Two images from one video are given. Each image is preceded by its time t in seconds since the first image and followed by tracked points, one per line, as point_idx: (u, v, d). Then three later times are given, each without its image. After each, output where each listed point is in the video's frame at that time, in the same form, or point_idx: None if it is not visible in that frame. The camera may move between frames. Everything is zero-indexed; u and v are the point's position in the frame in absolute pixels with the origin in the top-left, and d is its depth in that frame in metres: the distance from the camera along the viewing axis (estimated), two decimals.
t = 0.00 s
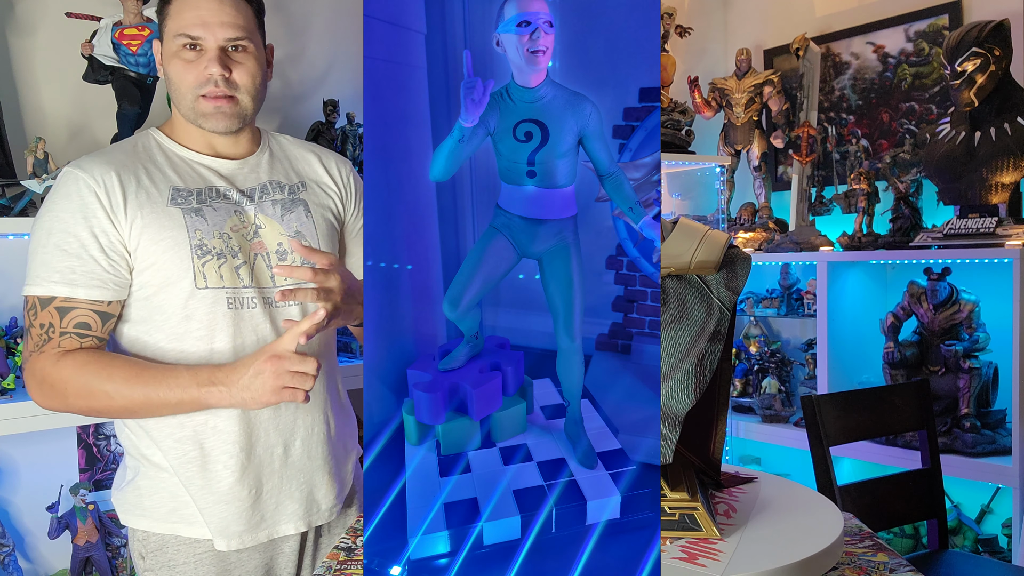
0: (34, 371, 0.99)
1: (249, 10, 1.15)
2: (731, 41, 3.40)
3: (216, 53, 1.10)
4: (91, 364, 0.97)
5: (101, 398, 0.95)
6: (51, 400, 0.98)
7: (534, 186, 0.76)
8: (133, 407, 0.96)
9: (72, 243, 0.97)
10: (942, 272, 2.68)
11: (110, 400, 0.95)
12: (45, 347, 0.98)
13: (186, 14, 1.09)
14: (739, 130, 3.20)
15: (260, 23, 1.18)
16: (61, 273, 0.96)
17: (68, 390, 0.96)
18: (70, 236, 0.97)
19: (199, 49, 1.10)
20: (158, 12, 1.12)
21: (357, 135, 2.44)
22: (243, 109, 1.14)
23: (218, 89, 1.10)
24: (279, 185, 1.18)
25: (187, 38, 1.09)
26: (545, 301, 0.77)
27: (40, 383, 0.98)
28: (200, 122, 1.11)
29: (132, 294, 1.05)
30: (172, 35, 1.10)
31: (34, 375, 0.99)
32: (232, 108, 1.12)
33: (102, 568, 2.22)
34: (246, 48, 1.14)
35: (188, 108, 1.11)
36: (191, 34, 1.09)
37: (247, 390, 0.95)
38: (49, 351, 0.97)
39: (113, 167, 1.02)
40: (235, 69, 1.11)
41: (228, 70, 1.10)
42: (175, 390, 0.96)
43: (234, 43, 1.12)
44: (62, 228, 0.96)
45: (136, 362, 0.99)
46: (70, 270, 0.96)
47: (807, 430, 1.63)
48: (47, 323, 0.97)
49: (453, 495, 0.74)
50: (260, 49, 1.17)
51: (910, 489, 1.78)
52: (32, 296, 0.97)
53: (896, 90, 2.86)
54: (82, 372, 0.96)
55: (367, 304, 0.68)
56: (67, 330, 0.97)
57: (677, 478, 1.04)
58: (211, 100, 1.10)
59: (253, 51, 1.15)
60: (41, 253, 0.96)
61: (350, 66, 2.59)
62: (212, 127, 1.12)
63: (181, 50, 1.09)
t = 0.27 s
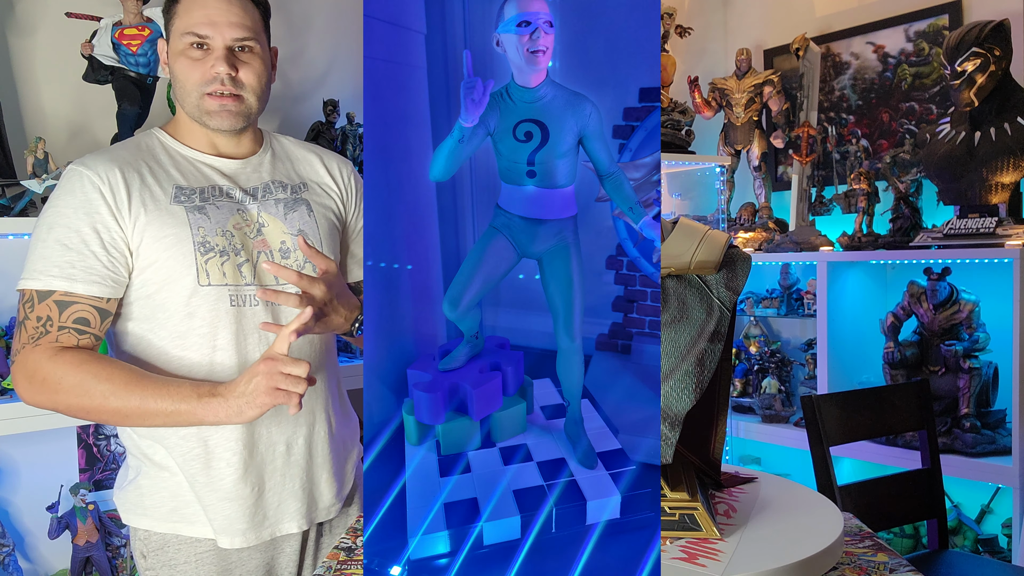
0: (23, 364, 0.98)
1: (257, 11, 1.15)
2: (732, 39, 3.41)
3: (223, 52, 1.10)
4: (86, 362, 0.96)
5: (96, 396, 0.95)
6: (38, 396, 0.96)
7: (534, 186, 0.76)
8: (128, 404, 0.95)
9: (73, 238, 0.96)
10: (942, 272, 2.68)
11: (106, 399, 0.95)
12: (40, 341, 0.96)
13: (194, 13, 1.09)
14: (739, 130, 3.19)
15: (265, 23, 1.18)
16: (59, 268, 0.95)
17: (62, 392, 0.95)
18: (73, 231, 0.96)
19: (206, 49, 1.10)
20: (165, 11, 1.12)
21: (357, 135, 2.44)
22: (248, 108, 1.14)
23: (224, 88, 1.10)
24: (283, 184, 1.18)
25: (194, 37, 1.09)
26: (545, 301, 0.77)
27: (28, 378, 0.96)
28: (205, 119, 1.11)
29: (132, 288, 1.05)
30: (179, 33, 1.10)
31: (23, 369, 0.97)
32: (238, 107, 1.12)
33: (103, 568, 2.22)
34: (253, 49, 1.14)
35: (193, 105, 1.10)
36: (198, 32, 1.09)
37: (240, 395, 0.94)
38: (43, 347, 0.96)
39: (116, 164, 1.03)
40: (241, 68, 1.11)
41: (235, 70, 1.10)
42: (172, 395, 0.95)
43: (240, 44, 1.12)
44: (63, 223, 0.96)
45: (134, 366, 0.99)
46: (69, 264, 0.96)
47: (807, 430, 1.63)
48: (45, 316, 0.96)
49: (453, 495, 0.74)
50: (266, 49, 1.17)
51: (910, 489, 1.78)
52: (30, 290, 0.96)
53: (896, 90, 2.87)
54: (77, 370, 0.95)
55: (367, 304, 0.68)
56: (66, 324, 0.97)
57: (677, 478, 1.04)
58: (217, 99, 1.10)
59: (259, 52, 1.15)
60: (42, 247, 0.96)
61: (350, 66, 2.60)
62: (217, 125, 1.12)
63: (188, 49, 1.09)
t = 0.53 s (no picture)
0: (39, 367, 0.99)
1: (263, 13, 1.16)
2: (732, 38, 3.42)
3: (232, 54, 1.10)
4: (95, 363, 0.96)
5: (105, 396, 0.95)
6: (53, 396, 0.97)
7: (534, 186, 0.76)
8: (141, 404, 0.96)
9: (79, 240, 0.97)
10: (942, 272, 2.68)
11: (114, 397, 0.95)
12: (50, 344, 0.97)
13: (203, 13, 1.09)
14: (739, 130, 3.19)
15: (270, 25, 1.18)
16: (67, 270, 0.96)
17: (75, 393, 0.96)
18: (78, 233, 0.97)
19: (215, 50, 1.10)
20: (171, 11, 1.11)
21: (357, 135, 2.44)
22: (255, 109, 1.14)
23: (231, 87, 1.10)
24: (285, 184, 1.18)
25: (203, 37, 1.09)
26: (545, 301, 0.77)
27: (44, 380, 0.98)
28: (213, 119, 1.11)
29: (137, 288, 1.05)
30: (188, 34, 1.10)
31: (39, 371, 0.99)
32: (245, 107, 1.12)
33: (103, 568, 2.22)
34: (260, 51, 1.14)
35: (201, 106, 1.10)
36: (207, 32, 1.09)
37: (249, 392, 0.95)
38: (54, 349, 0.97)
39: (120, 165, 1.03)
40: (250, 70, 1.11)
41: (244, 71, 1.11)
42: (176, 389, 0.95)
43: (249, 46, 1.12)
44: (68, 225, 0.96)
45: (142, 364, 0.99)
46: (76, 266, 0.96)
47: (807, 430, 1.63)
48: (53, 320, 0.97)
49: (453, 495, 0.74)
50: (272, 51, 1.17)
51: (911, 489, 1.78)
52: (38, 293, 0.96)
53: (896, 90, 2.87)
54: (87, 370, 0.96)
55: (367, 304, 0.68)
56: (74, 326, 0.97)
57: (677, 478, 1.04)
58: (225, 99, 1.10)
59: (266, 54, 1.15)
60: (47, 250, 0.96)
61: (350, 66, 2.59)
62: (224, 125, 1.12)
63: (196, 50, 1.09)
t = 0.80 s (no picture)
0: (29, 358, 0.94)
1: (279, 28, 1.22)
2: (733, 38, 3.43)
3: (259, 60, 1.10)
4: (84, 341, 0.91)
5: (91, 372, 0.90)
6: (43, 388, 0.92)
7: (534, 186, 0.77)
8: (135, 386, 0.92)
9: (84, 235, 0.93)
10: (942, 272, 2.68)
11: (107, 383, 0.91)
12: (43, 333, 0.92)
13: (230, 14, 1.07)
14: (739, 130, 3.18)
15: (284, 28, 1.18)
16: (71, 265, 0.92)
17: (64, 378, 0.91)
18: (84, 227, 0.93)
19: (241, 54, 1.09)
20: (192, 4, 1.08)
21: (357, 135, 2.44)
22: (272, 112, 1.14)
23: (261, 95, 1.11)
24: (284, 187, 1.18)
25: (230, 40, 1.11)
26: (545, 301, 0.77)
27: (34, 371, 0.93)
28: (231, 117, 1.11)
29: (140, 285, 1.02)
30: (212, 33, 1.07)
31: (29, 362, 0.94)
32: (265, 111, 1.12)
33: (103, 568, 2.23)
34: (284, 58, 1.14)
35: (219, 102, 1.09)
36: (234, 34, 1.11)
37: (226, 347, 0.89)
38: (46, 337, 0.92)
39: (126, 162, 1.00)
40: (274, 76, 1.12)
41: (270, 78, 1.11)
42: (171, 370, 0.91)
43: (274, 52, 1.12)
44: (73, 219, 0.93)
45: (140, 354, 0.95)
46: (82, 262, 0.92)
47: (807, 431, 1.63)
48: (48, 311, 0.92)
49: (453, 495, 0.74)
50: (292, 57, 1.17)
51: (910, 489, 1.78)
52: (37, 287, 0.92)
53: (896, 90, 2.87)
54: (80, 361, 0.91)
55: (367, 303, 0.68)
56: (67, 315, 0.93)
57: (677, 477, 1.04)
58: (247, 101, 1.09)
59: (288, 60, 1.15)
60: (50, 245, 0.92)
61: (350, 66, 2.59)
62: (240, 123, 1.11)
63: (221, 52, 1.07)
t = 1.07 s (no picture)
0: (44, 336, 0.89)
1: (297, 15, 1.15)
2: (733, 38, 3.43)
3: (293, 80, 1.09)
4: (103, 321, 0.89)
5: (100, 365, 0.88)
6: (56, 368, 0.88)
7: (534, 186, 0.77)
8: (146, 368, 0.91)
9: (116, 220, 0.90)
10: (942, 272, 2.68)
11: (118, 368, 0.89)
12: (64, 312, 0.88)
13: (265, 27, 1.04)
14: (739, 130, 3.18)
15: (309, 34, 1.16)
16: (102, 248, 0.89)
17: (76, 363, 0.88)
18: (117, 212, 0.90)
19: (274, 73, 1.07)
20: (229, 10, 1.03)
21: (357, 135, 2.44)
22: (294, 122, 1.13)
23: (293, 108, 1.11)
24: (289, 193, 1.17)
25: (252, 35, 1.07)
26: (545, 301, 0.77)
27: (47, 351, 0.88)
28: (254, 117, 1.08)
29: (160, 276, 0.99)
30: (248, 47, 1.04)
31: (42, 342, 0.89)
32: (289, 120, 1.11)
33: (103, 568, 2.23)
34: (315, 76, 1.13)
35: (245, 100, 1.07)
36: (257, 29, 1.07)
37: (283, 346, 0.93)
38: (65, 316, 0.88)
39: (154, 151, 0.96)
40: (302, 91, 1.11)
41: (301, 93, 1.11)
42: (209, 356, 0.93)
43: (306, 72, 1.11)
44: (106, 203, 0.89)
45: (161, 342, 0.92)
46: (113, 246, 0.89)
47: (807, 431, 1.63)
48: (69, 291, 0.89)
49: (453, 495, 0.74)
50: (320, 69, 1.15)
51: (910, 489, 1.78)
52: (60, 268, 0.88)
53: (896, 90, 2.87)
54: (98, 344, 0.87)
55: (367, 303, 0.68)
56: (92, 296, 0.89)
57: (677, 477, 1.04)
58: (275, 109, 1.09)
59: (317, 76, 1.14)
60: (79, 226, 0.88)
61: (349, 65, 2.59)
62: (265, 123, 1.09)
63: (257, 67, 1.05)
